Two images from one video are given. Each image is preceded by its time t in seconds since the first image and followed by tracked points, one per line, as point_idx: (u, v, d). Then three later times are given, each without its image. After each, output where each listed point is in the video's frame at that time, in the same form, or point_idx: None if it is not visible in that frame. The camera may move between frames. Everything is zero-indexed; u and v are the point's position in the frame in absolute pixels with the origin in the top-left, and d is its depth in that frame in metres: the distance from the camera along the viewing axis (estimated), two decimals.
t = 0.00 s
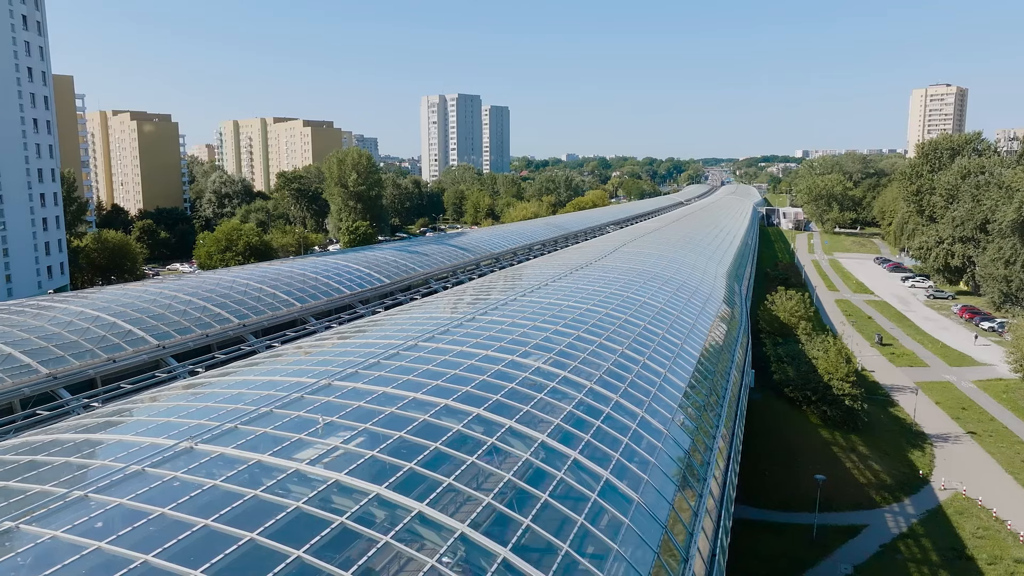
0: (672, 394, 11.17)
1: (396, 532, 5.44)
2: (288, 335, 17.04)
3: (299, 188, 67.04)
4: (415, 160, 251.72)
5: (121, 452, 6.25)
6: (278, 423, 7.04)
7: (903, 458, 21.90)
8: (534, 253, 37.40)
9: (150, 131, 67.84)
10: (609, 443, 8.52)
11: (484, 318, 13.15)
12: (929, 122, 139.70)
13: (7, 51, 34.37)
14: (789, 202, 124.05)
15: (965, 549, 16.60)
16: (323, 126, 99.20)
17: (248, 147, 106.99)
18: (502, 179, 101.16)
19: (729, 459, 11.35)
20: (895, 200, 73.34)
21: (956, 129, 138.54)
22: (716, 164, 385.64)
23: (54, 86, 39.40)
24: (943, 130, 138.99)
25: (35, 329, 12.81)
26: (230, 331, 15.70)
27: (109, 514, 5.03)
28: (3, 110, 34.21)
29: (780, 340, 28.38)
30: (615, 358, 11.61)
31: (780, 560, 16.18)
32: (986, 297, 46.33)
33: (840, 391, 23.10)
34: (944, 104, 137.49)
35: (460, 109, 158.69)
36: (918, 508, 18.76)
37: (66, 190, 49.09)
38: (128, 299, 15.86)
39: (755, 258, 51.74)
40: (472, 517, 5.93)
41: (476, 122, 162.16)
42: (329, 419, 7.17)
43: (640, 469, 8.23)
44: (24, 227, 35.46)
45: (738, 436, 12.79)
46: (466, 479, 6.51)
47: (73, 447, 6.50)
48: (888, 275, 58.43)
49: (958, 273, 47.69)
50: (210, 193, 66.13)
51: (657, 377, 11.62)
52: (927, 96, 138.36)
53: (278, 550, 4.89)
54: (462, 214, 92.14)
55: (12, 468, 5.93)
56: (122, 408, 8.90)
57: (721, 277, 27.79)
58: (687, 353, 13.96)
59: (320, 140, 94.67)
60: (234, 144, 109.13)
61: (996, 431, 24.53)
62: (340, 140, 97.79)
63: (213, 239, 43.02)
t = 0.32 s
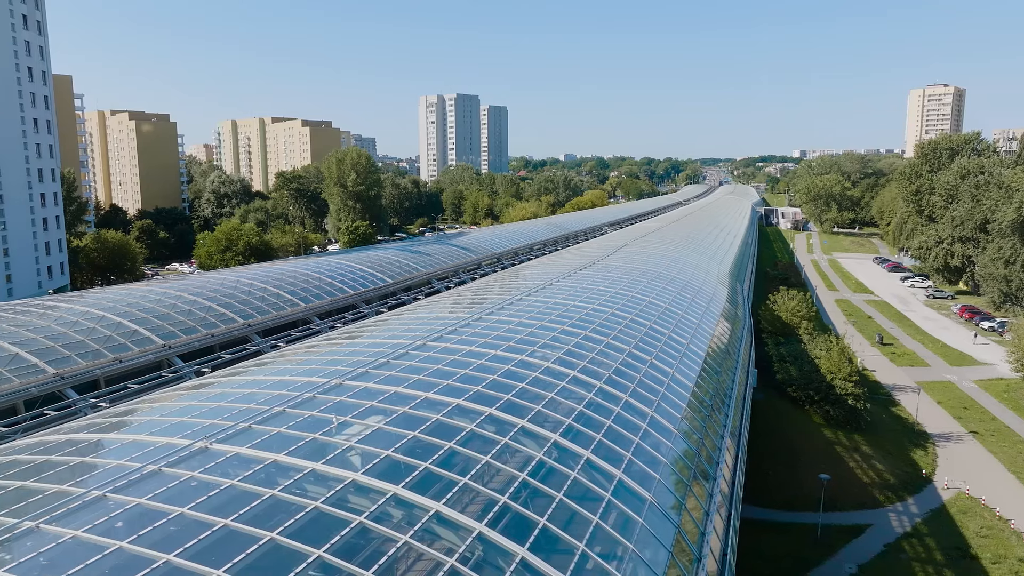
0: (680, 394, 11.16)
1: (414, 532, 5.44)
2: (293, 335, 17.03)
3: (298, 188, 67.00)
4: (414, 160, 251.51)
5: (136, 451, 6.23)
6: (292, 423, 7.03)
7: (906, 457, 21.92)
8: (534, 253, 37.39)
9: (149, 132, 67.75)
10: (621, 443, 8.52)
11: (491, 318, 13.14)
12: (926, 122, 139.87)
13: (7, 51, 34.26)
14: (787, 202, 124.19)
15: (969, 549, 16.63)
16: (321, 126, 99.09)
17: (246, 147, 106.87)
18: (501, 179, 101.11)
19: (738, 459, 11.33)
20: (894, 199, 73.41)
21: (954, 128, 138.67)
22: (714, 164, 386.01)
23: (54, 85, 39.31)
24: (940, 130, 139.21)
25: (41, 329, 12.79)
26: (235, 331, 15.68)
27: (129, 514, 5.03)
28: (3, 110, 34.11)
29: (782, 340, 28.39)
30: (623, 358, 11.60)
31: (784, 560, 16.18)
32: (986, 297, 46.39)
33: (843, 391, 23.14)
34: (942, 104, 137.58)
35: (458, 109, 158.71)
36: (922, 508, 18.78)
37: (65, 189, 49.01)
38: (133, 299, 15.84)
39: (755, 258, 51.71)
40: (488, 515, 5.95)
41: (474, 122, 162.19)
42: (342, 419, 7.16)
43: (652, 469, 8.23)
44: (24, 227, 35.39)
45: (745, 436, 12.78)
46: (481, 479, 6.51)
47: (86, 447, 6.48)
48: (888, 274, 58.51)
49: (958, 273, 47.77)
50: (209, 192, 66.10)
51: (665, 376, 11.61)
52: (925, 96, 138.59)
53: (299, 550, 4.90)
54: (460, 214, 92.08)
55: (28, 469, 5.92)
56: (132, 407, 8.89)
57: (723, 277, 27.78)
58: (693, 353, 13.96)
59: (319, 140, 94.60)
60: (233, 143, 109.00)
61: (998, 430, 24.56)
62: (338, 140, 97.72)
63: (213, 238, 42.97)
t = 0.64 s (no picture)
0: (689, 393, 11.17)
1: (435, 531, 5.45)
2: (299, 335, 17.03)
3: (296, 188, 66.99)
4: (412, 160, 251.42)
5: (154, 451, 6.23)
6: (307, 423, 7.03)
7: (909, 457, 21.98)
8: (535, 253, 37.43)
9: (147, 131, 67.64)
10: (633, 442, 8.53)
11: (499, 318, 13.14)
12: (924, 122, 139.98)
13: (8, 51, 34.20)
14: (785, 202, 124.28)
15: (974, 547, 16.67)
16: (319, 126, 98.98)
17: (244, 147, 106.77)
18: (499, 179, 101.08)
19: (747, 458, 11.35)
20: (892, 199, 73.47)
21: (951, 128, 138.84)
22: (712, 164, 386.46)
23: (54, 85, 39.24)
24: (937, 130, 139.50)
25: (48, 329, 12.77)
26: (241, 331, 15.66)
27: (151, 515, 5.02)
28: (3, 110, 34.01)
29: (784, 340, 28.44)
30: (632, 358, 11.62)
31: (788, 559, 16.20)
32: (985, 297, 46.46)
33: (846, 390, 23.23)
34: (939, 104, 137.67)
35: (456, 109, 158.82)
36: (925, 507, 18.84)
37: (65, 190, 49.02)
38: (139, 299, 15.84)
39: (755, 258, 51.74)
40: (507, 515, 5.97)
41: (472, 122, 162.29)
42: (358, 419, 7.17)
43: (665, 469, 8.23)
44: (24, 228, 35.32)
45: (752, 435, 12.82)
46: (499, 479, 6.52)
47: (103, 447, 6.48)
48: (887, 274, 58.59)
49: (958, 273, 47.80)
50: (208, 192, 66.20)
51: (674, 376, 11.63)
52: (923, 96, 138.81)
53: (322, 550, 4.90)
54: (459, 214, 92.05)
55: (46, 468, 5.91)
56: (145, 407, 8.89)
57: (725, 276, 27.80)
58: (700, 352, 14.01)
59: (318, 140, 94.53)
60: (231, 143, 108.98)
61: (999, 430, 24.61)
62: (337, 140, 97.70)
63: (213, 238, 42.94)
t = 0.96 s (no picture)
0: (699, 394, 11.19)
1: (458, 532, 5.44)
2: (305, 335, 17.01)
3: (296, 187, 66.94)
4: (410, 160, 251.29)
5: (173, 452, 6.23)
6: (323, 423, 7.03)
7: (913, 456, 22.02)
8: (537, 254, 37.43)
9: (146, 131, 67.53)
10: (647, 442, 8.54)
11: (508, 318, 13.14)
12: (921, 122, 140.19)
13: (8, 51, 34.15)
14: (784, 202, 124.29)
15: (979, 547, 16.69)
16: (319, 125, 98.94)
17: (243, 147, 106.68)
18: (498, 179, 101.08)
19: (757, 458, 11.35)
20: (890, 200, 73.60)
21: (949, 128, 139.02)
22: (709, 164, 386.68)
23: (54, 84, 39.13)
24: (935, 130, 139.74)
25: (56, 329, 12.74)
26: (248, 331, 15.65)
27: (176, 514, 5.03)
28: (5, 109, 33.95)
29: (787, 339, 28.47)
30: (641, 358, 11.63)
31: (793, 559, 16.19)
32: (985, 296, 46.55)
33: (850, 390, 23.27)
34: (937, 104, 137.80)
35: (455, 109, 158.85)
36: (930, 506, 18.87)
37: (65, 189, 48.99)
38: (145, 299, 15.82)
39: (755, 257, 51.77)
40: (528, 514, 5.98)
41: (471, 122, 162.39)
42: (375, 419, 7.17)
43: (679, 468, 8.23)
44: (25, 228, 35.24)
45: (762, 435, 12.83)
46: (518, 479, 6.53)
47: (120, 448, 6.47)
48: (887, 275, 58.64)
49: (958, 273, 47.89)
50: (207, 192, 66.29)
51: (684, 377, 11.64)
52: (920, 96, 139.09)
53: (347, 549, 4.90)
54: (458, 214, 92.03)
55: (66, 469, 5.90)
56: (158, 407, 8.87)
57: (728, 276, 27.82)
58: (708, 353, 14.03)
59: (317, 140, 94.36)
60: (229, 143, 108.88)
61: (1002, 429, 24.67)
62: (336, 140, 97.63)
63: (213, 239, 42.87)
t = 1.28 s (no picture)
0: (709, 393, 11.20)
1: (480, 531, 5.45)
2: (312, 335, 17.01)
3: (295, 188, 66.86)
4: (409, 160, 251.20)
5: (193, 452, 6.23)
6: (341, 423, 7.03)
7: (917, 455, 22.05)
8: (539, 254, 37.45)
9: (144, 131, 67.42)
10: (662, 442, 8.55)
11: (517, 318, 13.14)
12: (919, 122, 140.29)
13: (10, 51, 34.11)
14: (783, 202, 124.33)
15: (985, 546, 16.73)
16: (317, 125, 98.87)
17: (241, 147, 106.61)
18: (497, 180, 101.07)
19: (767, 457, 11.33)
20: (889, 199, 73.61)
21: (947, 128, 139.23)
22: (707, 164, 386.91)
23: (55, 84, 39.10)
24: (933, 130, 139.94)
25: (65, 329, 12.72)
26: (255, 331, 15.62)
27: (201, 515, 5.03)
28: (6, 109, 33.88)
29: (790, 339, 28.52)
30: (652, 358, 11.63)
31: (800, 560, 16.17)
32: (985, 296, 46.62)
33: (855, 389, 23.28)
34: (934, 104, 138.07)
35: (453, 109, 158.83)
36: (935, 505, 18.91)
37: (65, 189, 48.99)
38: (152, 299, 15.82)
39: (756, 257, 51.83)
40: (550, 513, 6.00)
41: (469, 122, 162.33)
42: (392, 419, 7.18)
43: (694, 468, 8.24)
44: (26, 227, 35.19)
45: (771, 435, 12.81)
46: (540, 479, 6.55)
47: (139, 448, 6.47)
48: (887, 275, 58.68)
49: (958, 272, 48.05)
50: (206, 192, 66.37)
51: (693, 376, 11.65)
52: (918, 96, 139.31)
53: (373, 549, 4.92)
54: (457, 214, 92.05)
55: (88, 470, 5.91)
56: (172, 408, 8.88)
57: (730, 275, 27.86)
58: (716, 353, 14.03)
59: (316, 140, 94.26)
60: (227, 143, 108.79)
61: (1005, 428, 24.71)
62: (335, 140, 97.57)
63: (214, 239, 42.80)
